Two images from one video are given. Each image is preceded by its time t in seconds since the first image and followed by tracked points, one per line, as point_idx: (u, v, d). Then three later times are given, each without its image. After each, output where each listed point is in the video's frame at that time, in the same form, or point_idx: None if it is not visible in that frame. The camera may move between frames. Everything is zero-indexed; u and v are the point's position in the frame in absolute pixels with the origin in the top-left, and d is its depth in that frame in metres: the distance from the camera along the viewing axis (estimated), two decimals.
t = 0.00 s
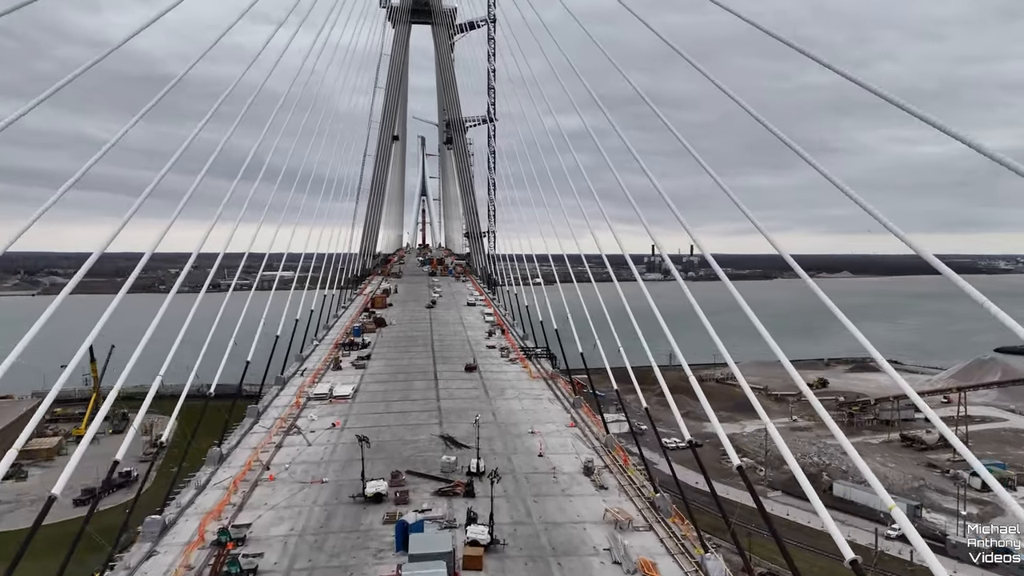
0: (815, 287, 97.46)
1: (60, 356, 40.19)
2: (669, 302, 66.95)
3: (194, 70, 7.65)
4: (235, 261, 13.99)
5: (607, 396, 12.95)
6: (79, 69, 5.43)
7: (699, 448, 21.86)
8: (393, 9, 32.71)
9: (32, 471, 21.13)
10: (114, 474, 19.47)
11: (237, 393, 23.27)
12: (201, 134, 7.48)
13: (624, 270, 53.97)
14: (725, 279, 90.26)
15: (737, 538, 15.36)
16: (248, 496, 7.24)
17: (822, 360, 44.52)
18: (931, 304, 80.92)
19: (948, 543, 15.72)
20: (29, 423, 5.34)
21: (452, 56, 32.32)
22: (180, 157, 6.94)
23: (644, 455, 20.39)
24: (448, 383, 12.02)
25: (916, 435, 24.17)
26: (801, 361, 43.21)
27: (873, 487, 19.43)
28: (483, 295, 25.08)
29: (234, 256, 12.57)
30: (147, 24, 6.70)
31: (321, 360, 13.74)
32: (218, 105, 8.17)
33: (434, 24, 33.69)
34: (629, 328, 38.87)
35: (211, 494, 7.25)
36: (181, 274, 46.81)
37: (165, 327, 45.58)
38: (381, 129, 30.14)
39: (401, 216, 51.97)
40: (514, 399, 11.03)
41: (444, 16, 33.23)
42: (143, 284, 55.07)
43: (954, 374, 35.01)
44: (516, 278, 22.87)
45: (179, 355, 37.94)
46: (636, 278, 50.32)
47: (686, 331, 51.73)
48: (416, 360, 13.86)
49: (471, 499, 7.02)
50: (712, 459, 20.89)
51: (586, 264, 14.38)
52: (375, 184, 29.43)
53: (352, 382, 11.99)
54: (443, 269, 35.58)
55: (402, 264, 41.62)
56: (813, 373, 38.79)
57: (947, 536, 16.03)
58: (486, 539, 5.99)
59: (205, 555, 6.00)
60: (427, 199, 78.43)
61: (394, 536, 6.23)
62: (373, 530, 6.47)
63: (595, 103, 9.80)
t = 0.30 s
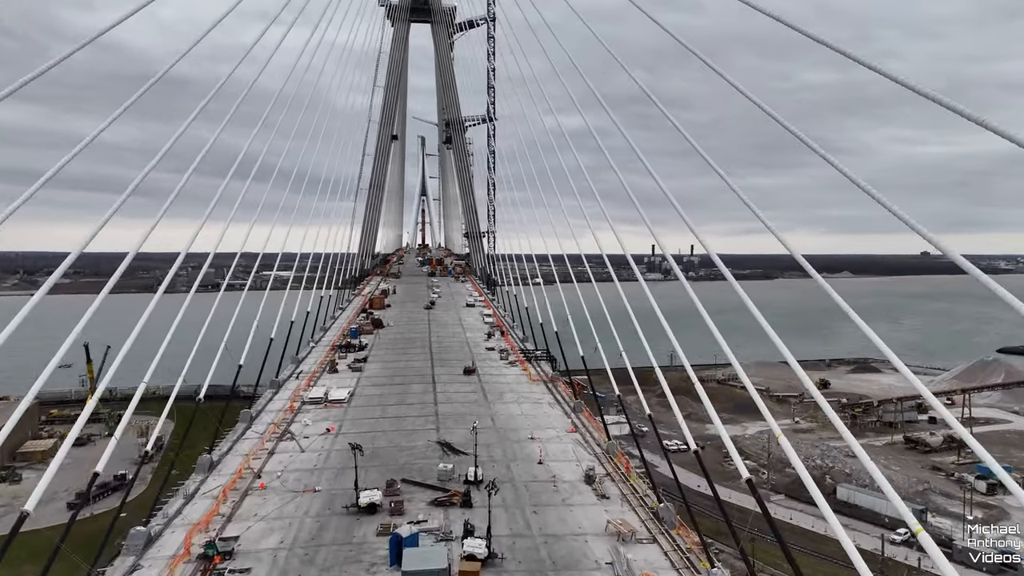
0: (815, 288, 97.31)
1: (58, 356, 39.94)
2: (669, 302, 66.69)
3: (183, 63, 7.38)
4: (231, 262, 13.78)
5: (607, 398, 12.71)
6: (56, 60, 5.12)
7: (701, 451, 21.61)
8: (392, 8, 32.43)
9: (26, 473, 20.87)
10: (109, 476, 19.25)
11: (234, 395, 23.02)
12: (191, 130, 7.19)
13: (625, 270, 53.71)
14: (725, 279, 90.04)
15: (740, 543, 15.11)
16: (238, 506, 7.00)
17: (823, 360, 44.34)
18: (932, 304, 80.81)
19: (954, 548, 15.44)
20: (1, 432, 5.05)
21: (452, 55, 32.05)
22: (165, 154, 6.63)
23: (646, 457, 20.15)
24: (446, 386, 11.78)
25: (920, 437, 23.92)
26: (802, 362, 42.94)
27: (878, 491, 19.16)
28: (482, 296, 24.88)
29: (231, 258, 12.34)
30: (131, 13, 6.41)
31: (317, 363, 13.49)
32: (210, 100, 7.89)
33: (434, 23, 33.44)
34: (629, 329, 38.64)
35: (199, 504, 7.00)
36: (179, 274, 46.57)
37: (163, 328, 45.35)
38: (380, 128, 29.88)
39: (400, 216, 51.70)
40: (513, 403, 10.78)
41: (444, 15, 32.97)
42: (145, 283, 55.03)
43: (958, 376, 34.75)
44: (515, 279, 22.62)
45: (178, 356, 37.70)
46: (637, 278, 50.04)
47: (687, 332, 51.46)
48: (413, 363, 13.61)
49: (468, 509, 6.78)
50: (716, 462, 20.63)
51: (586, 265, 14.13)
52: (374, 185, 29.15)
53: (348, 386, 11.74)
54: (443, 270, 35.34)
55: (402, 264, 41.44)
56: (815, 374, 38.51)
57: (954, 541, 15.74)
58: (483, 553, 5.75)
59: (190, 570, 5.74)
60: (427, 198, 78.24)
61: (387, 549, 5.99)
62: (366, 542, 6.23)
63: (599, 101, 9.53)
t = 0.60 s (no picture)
0: (816, 289, 97.10)
1: (57, 358, 39.70)
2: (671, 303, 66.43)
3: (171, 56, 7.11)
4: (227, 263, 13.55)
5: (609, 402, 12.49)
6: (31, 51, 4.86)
7: (704, 454, 21.37)
8: (391, 7, 32.19)
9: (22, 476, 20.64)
10: (105, 480, 19.00)
11: (232, 397, 22.78)
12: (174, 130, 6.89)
13: (626, 271, 53.46)
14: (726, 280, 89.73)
15: (744, 548, 14.88)
16: (229, 516, 6.77)
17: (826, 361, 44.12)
18: (933, 304, 80.57)
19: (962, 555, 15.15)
20: None
21: (452, 55, 31.82)
22: (152, 152, 6.36)
23: (649, 461, 19.91)
24: (445, 391, 11.55)
25: (925, 440, 23.67)
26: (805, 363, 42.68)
27: (884, 495, 18.89)
28: (482, 297, 24.67)
29: (226, 260, 12.11)
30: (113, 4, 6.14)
31: (314, 366, 13.26)
32: (199, 99, 7.59)
33: (434, 22, 33.19)
34: (631, 330, 38.40)
35: (188, 515, 6.77)
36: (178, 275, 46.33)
37: (162, 329, 45.12)
38: (379, 128, 29.64)
39: (400, 217, 51.48)
40: (513, 408, 10.55)
41: (444, 15, 32.71)
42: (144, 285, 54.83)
43: (962, 377, 34.51)
44: (516, 280, 22.38)
45: (176, 357, 37.48)
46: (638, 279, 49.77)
47: (688, 333, 51.21)
48: (412, 366, 13.38)
49: (467, 521, 6.55)
50: (719, 465, 20.38)
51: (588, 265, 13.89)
52: (373, 185, 28.90)
53: (345, 390, 11.51)
54: (443, 270, 35.09)
55: (402, 265, 41.23)
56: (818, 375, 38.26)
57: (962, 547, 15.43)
58: (483, 569, 5.52)
59: None
60: (427, 199, 77.96)
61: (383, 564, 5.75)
62: (361, 556, 6.00)
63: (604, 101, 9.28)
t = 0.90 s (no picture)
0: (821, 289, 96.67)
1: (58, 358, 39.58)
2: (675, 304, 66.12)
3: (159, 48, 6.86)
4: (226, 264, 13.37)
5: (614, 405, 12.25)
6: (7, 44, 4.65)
7: (709, 456, 21.12)
8: (394, 6, 31.97)
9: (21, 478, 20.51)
10: (104, 482, 18.82)
11: (232, 398, 22.59)
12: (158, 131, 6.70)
13: (630, 271, 53.16)
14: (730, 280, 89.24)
15: (752, 553, 14.64)
16: (224, 526, 6.56)
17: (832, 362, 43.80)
18: (939, 304, 80.10)
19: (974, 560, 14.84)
20: None
21: (455, 54, 31.58)
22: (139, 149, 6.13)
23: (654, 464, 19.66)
24: (447, 394, 11.32)
25: (934, 443, 23.37)
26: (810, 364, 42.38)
27: (893, 500, 18.60)
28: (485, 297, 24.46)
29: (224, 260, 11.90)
30: None
31: (315, 368, 13.04)
32: (186, 100, 7.42)
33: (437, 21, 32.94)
34: (635, 331, 38.15)
35: (182, 525, 6.56)
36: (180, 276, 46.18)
37: (164, 329, 45.00)
38: (381, 127, 29.41)
39: (403, 217, 51.28)
40: (517, 412, 10.31)
41: (447, 13, 32.45)
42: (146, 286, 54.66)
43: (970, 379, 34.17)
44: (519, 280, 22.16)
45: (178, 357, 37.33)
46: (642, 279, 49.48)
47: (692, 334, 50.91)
48: (414, 369, 13.16)
49: (470, 532, 6.32)
50: (724, 468, 20.12)
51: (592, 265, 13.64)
52: (376, 184, 28.67)
53: (346, 394, 11.29)
54: (445, 271, 34.87)
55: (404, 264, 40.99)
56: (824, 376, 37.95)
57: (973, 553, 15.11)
58: None
59: None
60: (430, 199, 77.70)
61: None
62: (358, 569, 5.77)
63: (611, 99, 9.03)
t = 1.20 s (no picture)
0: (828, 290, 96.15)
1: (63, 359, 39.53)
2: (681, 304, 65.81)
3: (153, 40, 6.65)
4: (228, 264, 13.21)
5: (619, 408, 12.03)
6: None
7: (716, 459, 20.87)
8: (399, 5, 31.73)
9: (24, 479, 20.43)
10: (105, 484, 18.69)
11: (235, 399, 22.45)
12: (149, 129, 6.53)
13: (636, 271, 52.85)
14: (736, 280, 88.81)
15: (761, 559, 14.40)
16: (220, 536, 6.37)
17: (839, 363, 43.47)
18: (948, 306, 79.51)
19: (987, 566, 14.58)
20: None
21: (460, 53, 31.33)
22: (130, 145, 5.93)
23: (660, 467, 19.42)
24: (451, 398, 11.11)
25: (945, 446, 23.07)
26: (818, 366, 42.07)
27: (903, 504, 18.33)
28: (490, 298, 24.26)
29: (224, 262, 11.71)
30: None
31: (316, 371, 12.86)
32: (179, 98, 7.24)
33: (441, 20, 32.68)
34: (640, 332, 37.91)
35: (177, 534, 6.37)
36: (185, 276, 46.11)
37: (168, 330, 44.95)
38: (386, 127, 29.20)
39: (408, 217, 51.14)
40: (522, 417, 10.10)
41: (452, 12, 32.18)
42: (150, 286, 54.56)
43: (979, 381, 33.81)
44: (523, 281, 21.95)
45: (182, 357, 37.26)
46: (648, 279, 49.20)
47: (698, 335, 50.62)
48: (417, 371, 12.96)
49: (473, 543, 6.11)
50: (731, 471, 19.86)
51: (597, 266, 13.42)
52: (380, 183, 28.47)
53: (347, 397, 11.10)
54: (450, 272, 34.67)
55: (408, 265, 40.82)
56: (831, 378, 37.65)
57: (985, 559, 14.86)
58: None
59: None
60: (435, 199, 77.46)
61: None
62: None
63: (619, 97, 8.82)
